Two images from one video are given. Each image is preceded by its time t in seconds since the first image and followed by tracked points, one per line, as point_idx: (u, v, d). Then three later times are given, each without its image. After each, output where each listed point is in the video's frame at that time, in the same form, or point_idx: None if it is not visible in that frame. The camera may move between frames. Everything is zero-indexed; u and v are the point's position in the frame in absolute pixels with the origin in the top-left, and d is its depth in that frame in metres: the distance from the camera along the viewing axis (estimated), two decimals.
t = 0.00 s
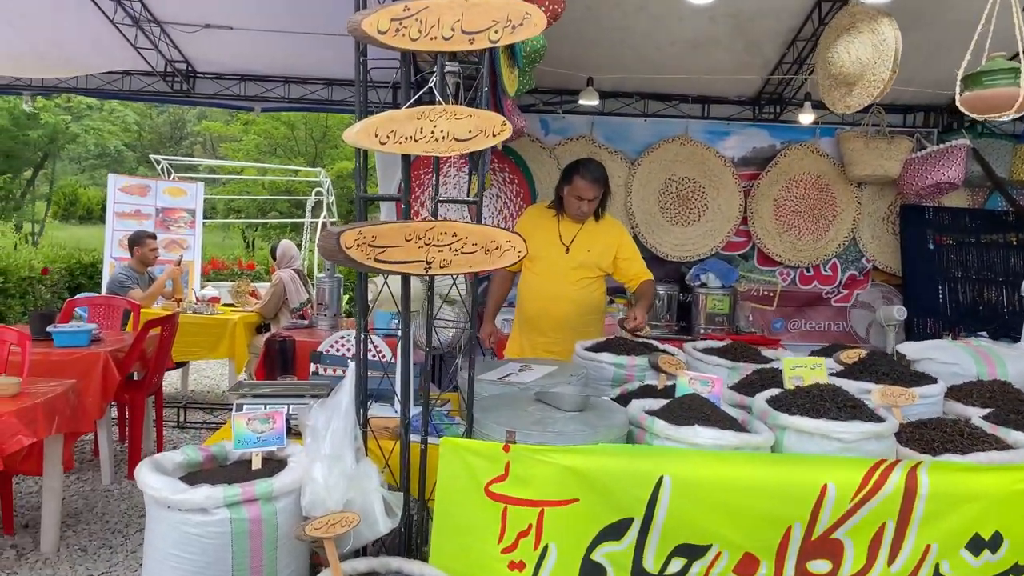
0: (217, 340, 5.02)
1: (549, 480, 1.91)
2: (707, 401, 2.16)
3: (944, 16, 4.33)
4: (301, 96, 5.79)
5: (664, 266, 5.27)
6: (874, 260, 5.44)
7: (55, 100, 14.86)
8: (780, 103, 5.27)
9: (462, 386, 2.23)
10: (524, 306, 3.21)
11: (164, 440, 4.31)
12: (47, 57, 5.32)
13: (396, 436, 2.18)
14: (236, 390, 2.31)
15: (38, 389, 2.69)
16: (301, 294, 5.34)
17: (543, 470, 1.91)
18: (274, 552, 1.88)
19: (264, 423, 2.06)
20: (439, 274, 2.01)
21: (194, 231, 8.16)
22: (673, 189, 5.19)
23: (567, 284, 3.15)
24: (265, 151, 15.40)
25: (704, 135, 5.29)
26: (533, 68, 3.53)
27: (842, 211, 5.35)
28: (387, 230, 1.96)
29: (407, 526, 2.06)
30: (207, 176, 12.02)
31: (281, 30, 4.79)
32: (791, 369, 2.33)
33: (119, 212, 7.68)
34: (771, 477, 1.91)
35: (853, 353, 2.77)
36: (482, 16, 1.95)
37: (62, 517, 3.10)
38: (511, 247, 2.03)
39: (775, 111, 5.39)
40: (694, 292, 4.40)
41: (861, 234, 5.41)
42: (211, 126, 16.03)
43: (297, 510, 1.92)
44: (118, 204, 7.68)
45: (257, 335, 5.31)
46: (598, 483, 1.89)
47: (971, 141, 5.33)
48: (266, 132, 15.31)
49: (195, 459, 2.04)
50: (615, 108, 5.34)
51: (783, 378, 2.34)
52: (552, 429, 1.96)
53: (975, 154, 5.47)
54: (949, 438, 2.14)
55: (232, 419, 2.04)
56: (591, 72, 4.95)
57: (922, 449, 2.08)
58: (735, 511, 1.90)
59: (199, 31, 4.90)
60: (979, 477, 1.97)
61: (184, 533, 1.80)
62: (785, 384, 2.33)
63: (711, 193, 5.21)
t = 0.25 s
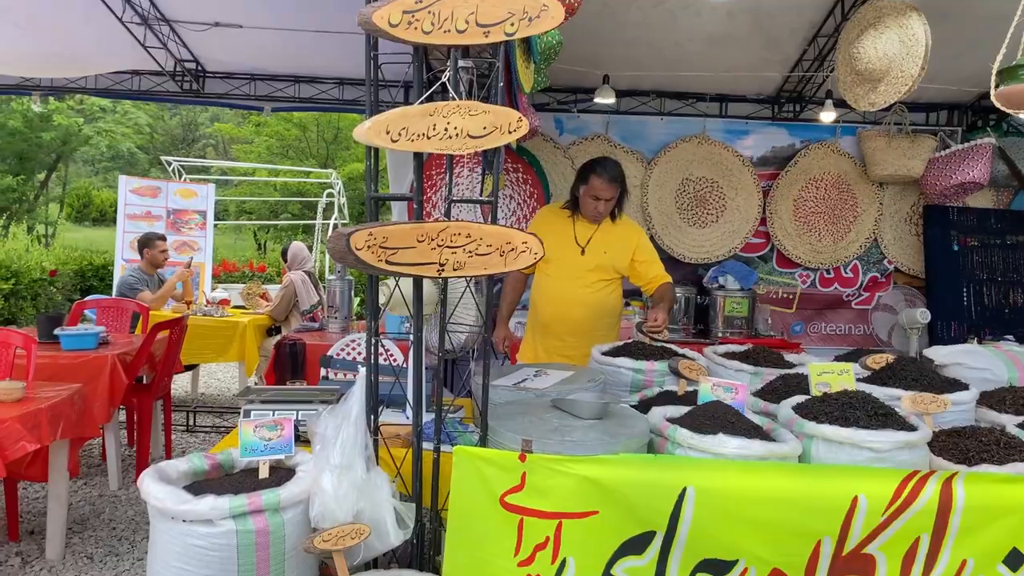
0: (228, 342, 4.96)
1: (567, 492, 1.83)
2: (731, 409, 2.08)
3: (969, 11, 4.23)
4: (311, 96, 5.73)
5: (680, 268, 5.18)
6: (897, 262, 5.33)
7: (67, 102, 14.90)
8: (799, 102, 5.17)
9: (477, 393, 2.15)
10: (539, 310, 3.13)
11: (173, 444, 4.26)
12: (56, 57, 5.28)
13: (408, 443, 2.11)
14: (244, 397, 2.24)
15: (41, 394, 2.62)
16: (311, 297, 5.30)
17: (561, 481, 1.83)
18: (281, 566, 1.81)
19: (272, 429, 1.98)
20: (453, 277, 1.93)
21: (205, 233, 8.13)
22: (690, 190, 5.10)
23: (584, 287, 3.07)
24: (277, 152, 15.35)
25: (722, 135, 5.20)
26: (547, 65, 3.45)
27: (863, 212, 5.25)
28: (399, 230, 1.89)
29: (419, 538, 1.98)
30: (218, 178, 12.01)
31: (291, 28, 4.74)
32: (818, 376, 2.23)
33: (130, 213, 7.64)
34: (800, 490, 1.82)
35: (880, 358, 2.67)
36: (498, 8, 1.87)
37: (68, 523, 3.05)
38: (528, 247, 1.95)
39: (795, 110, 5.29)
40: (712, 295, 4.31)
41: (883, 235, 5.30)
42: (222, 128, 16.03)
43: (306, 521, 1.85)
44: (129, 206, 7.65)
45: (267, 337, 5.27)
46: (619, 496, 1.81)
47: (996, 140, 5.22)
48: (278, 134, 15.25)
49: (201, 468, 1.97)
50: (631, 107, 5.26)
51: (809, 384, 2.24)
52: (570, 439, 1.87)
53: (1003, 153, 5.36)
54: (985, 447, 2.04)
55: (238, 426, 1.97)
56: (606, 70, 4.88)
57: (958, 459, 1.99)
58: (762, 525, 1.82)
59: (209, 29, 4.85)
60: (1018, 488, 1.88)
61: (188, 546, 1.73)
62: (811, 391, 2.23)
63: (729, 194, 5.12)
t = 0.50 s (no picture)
0: (240, 345, 4.93)
1: (588, 502, 1.77)
2: (756, 416, 2.01)
3: (993, 7, 4.14)
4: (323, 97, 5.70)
5: (696, 269, 5.11)
6: (918, 265, 5.24)
7: (81, 104, 14.95)
8: (818, 101, 5.08)
9: (494, 398, 2.10)
10: (554, 313, 3.06)
11: (184, 447, 4.22)
12: (69, 58, 5.27)
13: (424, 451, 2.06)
14: (254, 401, 2.19)
15: (50, 399, 2.58)
16: (324, 299, 5.25)
17: (581, 491, 1.77)
18: None
19: (284, 436, 1.94)
20: (470, 279, 1.87)
21: (217, 235, 8.11)
22: (707, 191, 5.04)
23: (600, 289, 3.00)
24: (288, 155, 15.28)
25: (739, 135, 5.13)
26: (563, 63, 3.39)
27: (884, 214, 5.16)
28: (415, 232, 1.84)
29: (435, 549, 1.92)
30: (230, 179, 12.01)
31: (303, 27, 4.70)
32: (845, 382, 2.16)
33: (142, 215, 7.64)
34: (830, 501, 1.75)
35: (907, 364, 2.60)
36: (516, 3, 1.81)
37: (77, 528, 3.01)
38: (547, 249, 1.89)
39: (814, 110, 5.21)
40: (730, 297, 4.24)
41: (904, 236, 5.21)
42: (235, 130, 16.05)
43: (319, 531, 1.80)
44: (142, 208, 7.65)
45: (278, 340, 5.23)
46: (642, 506, 1.75)
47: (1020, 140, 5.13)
48: (290, 136, 15.18)
49: (211, 475, 1.93)
50: (647, 106, 5.18)
51: (836, 391, 2.17)
52: (591, 447, 1.81)
53: None
54: (1021, 456, 1.97)
55: (250, 432, 1.93)
56: (621, 69, 4.82)
57: (993, 468, 1.92)
58: (791, 537, 1.76)
59: (221, 29, 4.81)
60: None
61: (198, 556, 1.69)
62: (838, 399, 2.16)
63: (747, 195, 5.05)
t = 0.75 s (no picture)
0: (252, 348, 4.89)
1: (615, 516, 1.70)
2: (788, 425, 1.94)
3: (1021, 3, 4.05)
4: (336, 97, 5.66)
5: (714, 272, 5.03)
6: (942, 267, 5.17)
7: (93, 106, 14.98)
8: (839, 101, 5.00)
9: (516, 405, 2.03)
10: (573, 318, 3.00)
11: (197, 452, 4.17)
12: (81, 59, 5.24)
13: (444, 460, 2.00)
14: (269, 407, 2.13)
15: (61, 404, 2.53)
16: (336, 302, 5.19)
17: (608, 504, 1.70)
18: None
19: (300, 445, 1.88)
20: (491, 283, 1.81)
21: (229, 237, 8.07)
22: (726, 193, 4.97)
23: (619, 294, 2.93)
24: (300, 157, 15.00)
25: (759, 135, 5.05)
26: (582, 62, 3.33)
27: (906, 215, 5.08)
28: (434, 235, 1.78)
29: (456, 563, 1.86)
30: (242, 181, 11.98)
31: (317, 27, 4.65)
32: (878, 390, 2.09)
33: (154, 217, 7.62)
34: (867, 515, 1.68)
35: (940, 369, 2.52)
36: None
37: (88, 536, 2.96)
38: (570, 252, 1.83)
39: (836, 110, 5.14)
40: (750, 301, 4.15)
41: (927, 238, 5.13)
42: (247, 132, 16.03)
43: (336, 545, 1.74)
44: (154, 210, 7.64)
45: (291, 343, 5.19)
46: (671, 520, 1.68)
47: None
48: (302, 137, 14.92)
49: (225, 485, 1.87)
50: (665, 106, 5.12)
51: (869, 399, 2.10)
52: (617, 458, 1.74)
53: None
54: None
55: (265, 441, 1.87)
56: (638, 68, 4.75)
57: None
58: (826, 553, 1.69)
59: (234, 29, 4.77)
60: None
61: (212, 570, 1.63)
62: (871, 407, 2.08)
63: (767, 196, 4.97)
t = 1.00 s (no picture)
0: (267, 354, 4.84)
1: (650, 537, 1.63)
2: (829, 441, 1.86)
3: None
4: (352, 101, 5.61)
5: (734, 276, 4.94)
6: (969, 272, 5.07)
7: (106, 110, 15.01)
8: (863, 102, 4.91)
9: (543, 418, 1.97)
10: (595, 327, 2.91)
11: (211, 460, 4.12)
12: (95, 63, 5.21)
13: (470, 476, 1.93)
14: (288, 420, 2.07)
15: (75, 415, 2.48)
16: (350, 306, 5.07)
17: (643, 525, 1.63)
18: None
19: (321, 461, 1.82)
20: (519, 294, 1.74)
21: (242, 240, 8.03)
22: (748, 197, 4.90)
23: (643, 301, 2.85)
24: (312, 160, 15.10)
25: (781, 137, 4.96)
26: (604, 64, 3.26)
27: (933, 219, 5.00)
28: (462, 243, 1.71)
29: None
30: (255, 184, 11.96)
31: (332, 29, 4.60)
32: (920, 404, 2.00)
33: (167, 221, 7.61)
34: (915, 537, 1.60)
35: (979, 382, 2.43)
36: None
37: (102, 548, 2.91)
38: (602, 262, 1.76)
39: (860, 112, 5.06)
40: (773, 306, 4.07)
41: (954, 242, 5.04)
42: (259, 135, 16.03)
43: (359, 566, 1.68)
44: (167, 213, 7.62)
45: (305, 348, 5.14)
46: (709, 541, 1.61)
47: None
48: (313, 141, 14.95)
49: (244, 502, 1.81)
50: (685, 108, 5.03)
51: (911, 414, 2.01)
52: (653, 477, 1.67)
53: None
54: None
55: (284, 457, 1.81)
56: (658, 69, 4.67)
57: None
58: None
59: (249, 32, 4.73)
60: None
61: None
62: (912, 422, 2.00)
63: (790, 200, 4.90)
